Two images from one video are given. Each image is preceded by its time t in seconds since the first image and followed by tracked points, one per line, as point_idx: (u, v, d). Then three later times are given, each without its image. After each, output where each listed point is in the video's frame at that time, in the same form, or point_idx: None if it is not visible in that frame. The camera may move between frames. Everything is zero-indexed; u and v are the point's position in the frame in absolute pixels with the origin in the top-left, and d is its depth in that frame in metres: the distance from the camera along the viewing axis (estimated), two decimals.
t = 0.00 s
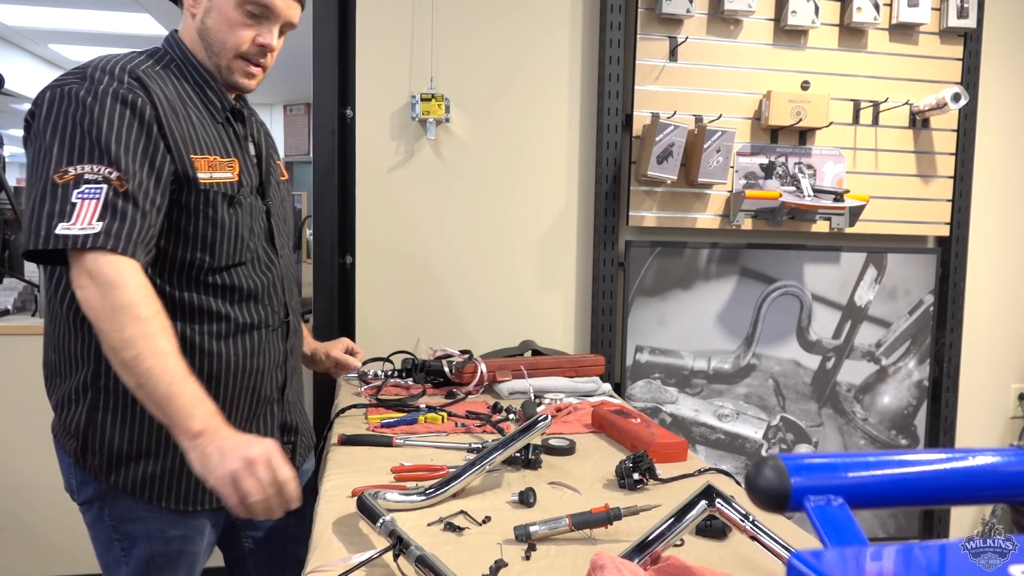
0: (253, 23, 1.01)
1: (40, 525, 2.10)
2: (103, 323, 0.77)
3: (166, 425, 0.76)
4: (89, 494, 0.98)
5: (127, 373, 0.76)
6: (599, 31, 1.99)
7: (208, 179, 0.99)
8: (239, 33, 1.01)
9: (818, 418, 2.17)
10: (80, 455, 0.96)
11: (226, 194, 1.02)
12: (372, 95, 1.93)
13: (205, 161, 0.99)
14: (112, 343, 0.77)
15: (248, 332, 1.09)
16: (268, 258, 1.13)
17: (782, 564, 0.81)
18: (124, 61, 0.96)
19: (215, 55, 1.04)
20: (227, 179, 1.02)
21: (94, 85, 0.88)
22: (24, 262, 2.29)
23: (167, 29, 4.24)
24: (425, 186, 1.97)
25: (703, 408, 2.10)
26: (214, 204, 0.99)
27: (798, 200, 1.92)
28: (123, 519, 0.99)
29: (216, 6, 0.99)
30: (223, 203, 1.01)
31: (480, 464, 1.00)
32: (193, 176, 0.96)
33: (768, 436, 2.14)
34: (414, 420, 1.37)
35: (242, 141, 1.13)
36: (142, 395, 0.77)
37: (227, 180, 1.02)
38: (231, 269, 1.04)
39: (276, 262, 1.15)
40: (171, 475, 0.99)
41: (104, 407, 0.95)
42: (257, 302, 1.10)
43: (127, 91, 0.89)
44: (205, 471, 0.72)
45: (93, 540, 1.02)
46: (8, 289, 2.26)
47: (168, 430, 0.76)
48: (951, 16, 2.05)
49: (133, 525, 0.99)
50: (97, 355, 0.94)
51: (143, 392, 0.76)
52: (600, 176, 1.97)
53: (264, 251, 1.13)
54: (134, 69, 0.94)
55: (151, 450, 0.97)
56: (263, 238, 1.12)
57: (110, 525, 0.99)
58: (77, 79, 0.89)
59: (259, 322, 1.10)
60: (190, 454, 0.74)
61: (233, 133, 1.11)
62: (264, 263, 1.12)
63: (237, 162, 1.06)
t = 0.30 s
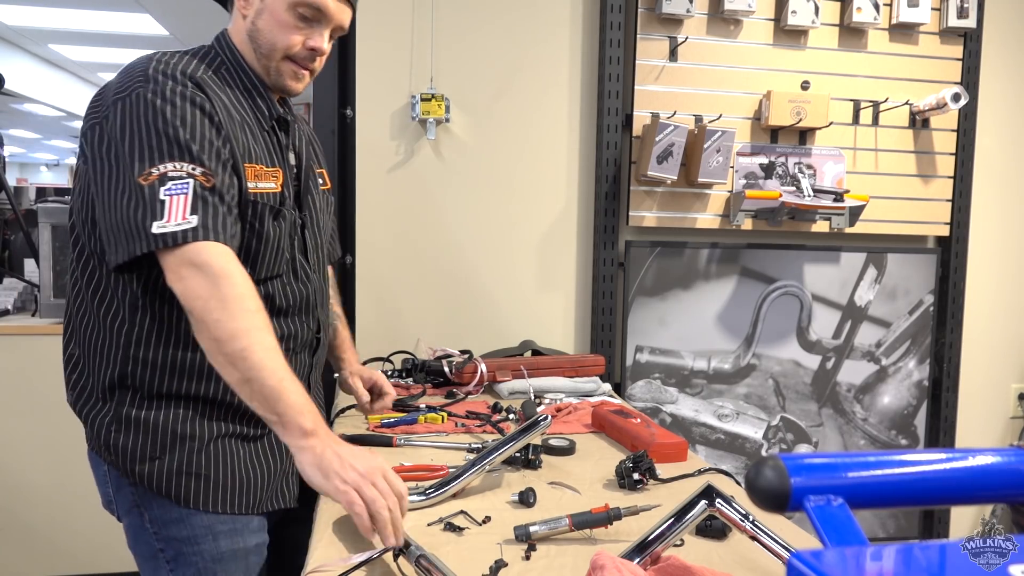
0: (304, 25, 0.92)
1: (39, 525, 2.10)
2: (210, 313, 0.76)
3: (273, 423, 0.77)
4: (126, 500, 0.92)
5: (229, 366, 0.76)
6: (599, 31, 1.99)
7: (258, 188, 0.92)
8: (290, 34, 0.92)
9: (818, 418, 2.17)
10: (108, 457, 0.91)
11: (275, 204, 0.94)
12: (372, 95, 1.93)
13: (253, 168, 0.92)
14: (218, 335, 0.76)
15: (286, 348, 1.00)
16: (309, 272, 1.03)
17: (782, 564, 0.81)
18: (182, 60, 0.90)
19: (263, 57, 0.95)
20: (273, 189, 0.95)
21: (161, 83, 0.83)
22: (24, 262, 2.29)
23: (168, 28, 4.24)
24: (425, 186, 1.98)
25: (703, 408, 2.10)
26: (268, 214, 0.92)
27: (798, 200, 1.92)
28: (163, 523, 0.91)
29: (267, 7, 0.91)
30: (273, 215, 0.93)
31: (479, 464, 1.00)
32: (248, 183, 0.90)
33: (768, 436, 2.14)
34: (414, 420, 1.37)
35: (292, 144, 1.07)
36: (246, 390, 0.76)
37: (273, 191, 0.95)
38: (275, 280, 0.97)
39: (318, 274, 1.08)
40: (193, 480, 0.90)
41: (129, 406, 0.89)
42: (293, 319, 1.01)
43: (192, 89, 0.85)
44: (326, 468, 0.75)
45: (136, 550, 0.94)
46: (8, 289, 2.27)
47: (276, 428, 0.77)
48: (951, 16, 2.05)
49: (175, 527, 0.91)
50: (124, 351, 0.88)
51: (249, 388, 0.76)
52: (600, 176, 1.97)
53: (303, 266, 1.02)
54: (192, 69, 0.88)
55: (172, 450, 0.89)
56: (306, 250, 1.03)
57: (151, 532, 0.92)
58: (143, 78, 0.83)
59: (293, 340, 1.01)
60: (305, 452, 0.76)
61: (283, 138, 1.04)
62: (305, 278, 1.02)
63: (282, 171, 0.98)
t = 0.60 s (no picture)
0: (333, 34, 0.85)
1: (39, 524, 2.10)
2: (235, 347, 0.69)
3: (297, 466, 0.72)
4: (97, 534, 0.81)
5: (252, 405, 0.70)
6: (599, 31, 1.99)
7: (268, 203, 0.85)
8: (319, 41, 0.85)
9: (818, 418, 2.17)
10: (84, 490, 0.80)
11: (286, 221, 0.88)
12: (372, 95, 1.93)
13: (264, 181, 0.85)
14: (243, 370, 0.69)
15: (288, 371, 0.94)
16: (314, 293, 0.98)
17: (782, 564, 0.81)
18: (199, 55, 0.82)
19: (287, 61, 0.87)
20: (284, 204, 0.88)
21: (177, 80, 0.75)
22: (24, 261, 2.29)
23: (168, 29, 4.25)
24: (425, 186, 1.98)
25: (703, 408, 2.10)
26: (280, 232, 0.86)
27: (798, 200, 1.92)
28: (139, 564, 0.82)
29: (296, 7, 0.83)
30: (286, 232, 0.88)
31: (479, 464, 1.00)
32: (258, 199, 0.83)
33: (768, 436, 2.14)
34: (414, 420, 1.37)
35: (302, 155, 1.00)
36: (268, 432, 0.71)
37: (284, 206, 0.88)
38: (281, 301, 0.91)
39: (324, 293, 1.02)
40: (185, 517, 0.81)
41: (120, 432, 0.79)
42: (293, 342, 0.95)
43: (210, 90, 0.78)
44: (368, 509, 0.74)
45: None
46: (8, 289, 2.27)
47: (300, 472, 0.72)
48: (951, 16, 2.05)
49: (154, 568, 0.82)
50: (117, 370, 0.79)
51: (274, 429, 0.71)
52: (600, 176, 1.98)
53: (311, 285, 0.98)
54: (211, 67, 0.82)
55: (166, 483, 0.81)
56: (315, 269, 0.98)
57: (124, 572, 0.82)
58: (159, 70, 0.75)
59: (294, 364, 0.96)
60: (342, 494, 0.74)
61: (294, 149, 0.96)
62: (310, 301, 0.98)
63: (294, 184, 0.91)
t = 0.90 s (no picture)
0: (351, 36, 0.79)
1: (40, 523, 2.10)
2: (243, 385, 0.66)
3: (312, 490, 0.74)
4: None
5: (263, 439, 0.69)
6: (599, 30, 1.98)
7: (251, 203, 0.77)
8: (336, 42, 0.79)
9: (818, 418, 2.17)
10: (17, 527, 0.70)
11: (269, 224, 0.79)
12: (372, 95, 1.93)
13: (250, 178, 0.77)
14: (252, 408, 0.67)
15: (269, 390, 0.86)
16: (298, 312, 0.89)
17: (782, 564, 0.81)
18: (183, 32, 0.74)
19: (299, 59, 0.81)
20: (269, 206, 0.80)
21: (155, 57, 0.67)
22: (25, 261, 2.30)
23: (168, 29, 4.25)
24: (426, 186, 1.98)
25: (703, 408, 2.10)
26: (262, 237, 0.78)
27: (798, 200, 1.92)
28: None
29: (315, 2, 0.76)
30: (266, 238, 0.79)
31: (479, 464, 1.00)
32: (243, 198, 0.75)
33: (768, 436, 2.14)
34: (414, 420, 1.37)
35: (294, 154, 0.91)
36: (281, 462, 0.70)
37: (270, 208, 0.80)
38: (261, 316, 0.83)
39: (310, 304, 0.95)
40: (144, 558, 0.73)
41: (60, 459, 0.69)
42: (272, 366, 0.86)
43: (191, 68, 0.70)
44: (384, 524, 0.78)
45: None
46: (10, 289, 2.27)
47: (316, 494, 0.74)
48: (951, 16, 2.05)
49: None
50: (58, 384, 0.68)
51: (288, 458, 0.71)
52: (600, 176, 1.98)
53: (294, 304, 0.88)
54: (195, 46, 0.74)
55: (117, 519, 0.71)
56: (300, 285, 0.89)
57: None
58: (133, 45, 0.67)
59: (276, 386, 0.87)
60: (357, 512, 0.77)
61: (285, 146, 0.88)
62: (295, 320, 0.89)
63: (282, 186, 0.83)
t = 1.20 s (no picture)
0: (360, 32, 0.80)
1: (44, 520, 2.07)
2: (233, 414, 0.61)
3: (310, 525, 0.68)
4: None
5: (257, 469, 0.63)
6: (599, 30, 1.98)
7: (250, 205, 0.72)
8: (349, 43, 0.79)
9: (818, 418, 2.17)
10: (13, 560, 0.66)
11: (269, 228, 0.75)
12: (372, 95, 1.93)
13: (248, 179, 0.71)
14: (245, 438, 0.62)
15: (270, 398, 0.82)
16: (295, 316, 0.86)
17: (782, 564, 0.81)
18: (168, 19, 0.67)
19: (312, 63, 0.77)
20: (270, 206, 0.75)
21: (142, 55, 0.61)
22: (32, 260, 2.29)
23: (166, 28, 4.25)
24: (426, 186, 1.98)
25: (703, 408, 2.10)
26: (261, 243, 0.73)
27: (798, 200, 1.93)
28: None
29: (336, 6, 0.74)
30: (267, 242, 0.75)
31: (479, 464, 1.00)
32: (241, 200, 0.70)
33: (768, 436, 2.14)
34: (413, 420, 1.37)
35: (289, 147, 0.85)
36: (277, 493, 0.65)
37: (271, 208, 0.75)
38: (262, 322, 0.79)
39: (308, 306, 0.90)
40: None
41: (61, 485, 0.65)
42: (278, 368, 0.83)
43: (182, 66, 0.63)
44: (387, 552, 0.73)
45: None
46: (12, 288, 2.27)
47: (314, 529, 0.68)
48: (951, 16, 2.05)
49: None
50: (56, 404, 0.64)
51: (284, 489, 0.65)
52: (600, 175, 1.98)
53: (295, 303, 0.86)
54: (182, 35, 0.67)
55: (125, 543, 0.68)
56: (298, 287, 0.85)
57: None
58: (116, 41, 0.61)
59: (279, 392, 0.84)
60: (359, 542, 0.72)
61: (279, 140, 0.82)
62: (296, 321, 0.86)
63: (281, 183, 0.78)
